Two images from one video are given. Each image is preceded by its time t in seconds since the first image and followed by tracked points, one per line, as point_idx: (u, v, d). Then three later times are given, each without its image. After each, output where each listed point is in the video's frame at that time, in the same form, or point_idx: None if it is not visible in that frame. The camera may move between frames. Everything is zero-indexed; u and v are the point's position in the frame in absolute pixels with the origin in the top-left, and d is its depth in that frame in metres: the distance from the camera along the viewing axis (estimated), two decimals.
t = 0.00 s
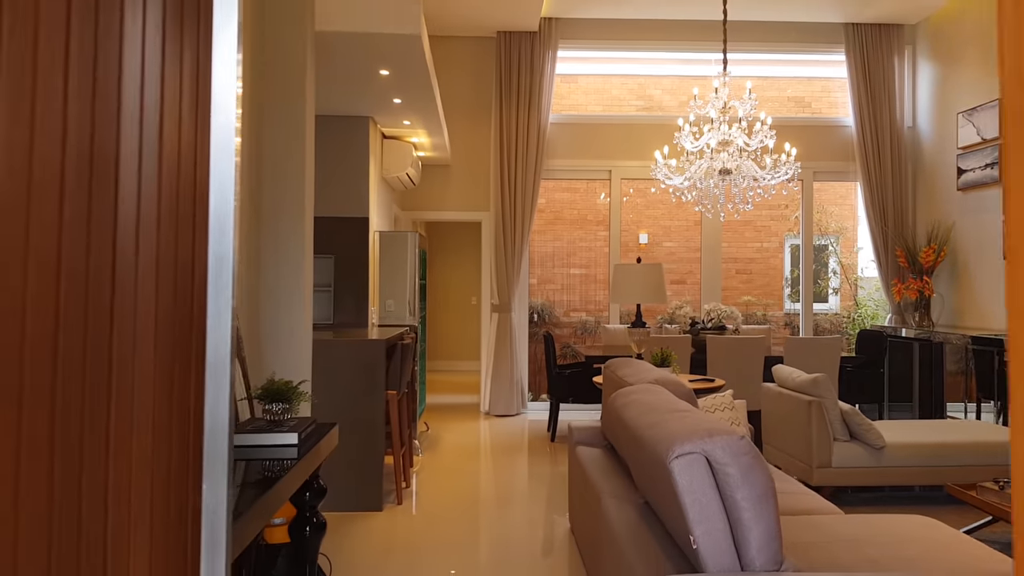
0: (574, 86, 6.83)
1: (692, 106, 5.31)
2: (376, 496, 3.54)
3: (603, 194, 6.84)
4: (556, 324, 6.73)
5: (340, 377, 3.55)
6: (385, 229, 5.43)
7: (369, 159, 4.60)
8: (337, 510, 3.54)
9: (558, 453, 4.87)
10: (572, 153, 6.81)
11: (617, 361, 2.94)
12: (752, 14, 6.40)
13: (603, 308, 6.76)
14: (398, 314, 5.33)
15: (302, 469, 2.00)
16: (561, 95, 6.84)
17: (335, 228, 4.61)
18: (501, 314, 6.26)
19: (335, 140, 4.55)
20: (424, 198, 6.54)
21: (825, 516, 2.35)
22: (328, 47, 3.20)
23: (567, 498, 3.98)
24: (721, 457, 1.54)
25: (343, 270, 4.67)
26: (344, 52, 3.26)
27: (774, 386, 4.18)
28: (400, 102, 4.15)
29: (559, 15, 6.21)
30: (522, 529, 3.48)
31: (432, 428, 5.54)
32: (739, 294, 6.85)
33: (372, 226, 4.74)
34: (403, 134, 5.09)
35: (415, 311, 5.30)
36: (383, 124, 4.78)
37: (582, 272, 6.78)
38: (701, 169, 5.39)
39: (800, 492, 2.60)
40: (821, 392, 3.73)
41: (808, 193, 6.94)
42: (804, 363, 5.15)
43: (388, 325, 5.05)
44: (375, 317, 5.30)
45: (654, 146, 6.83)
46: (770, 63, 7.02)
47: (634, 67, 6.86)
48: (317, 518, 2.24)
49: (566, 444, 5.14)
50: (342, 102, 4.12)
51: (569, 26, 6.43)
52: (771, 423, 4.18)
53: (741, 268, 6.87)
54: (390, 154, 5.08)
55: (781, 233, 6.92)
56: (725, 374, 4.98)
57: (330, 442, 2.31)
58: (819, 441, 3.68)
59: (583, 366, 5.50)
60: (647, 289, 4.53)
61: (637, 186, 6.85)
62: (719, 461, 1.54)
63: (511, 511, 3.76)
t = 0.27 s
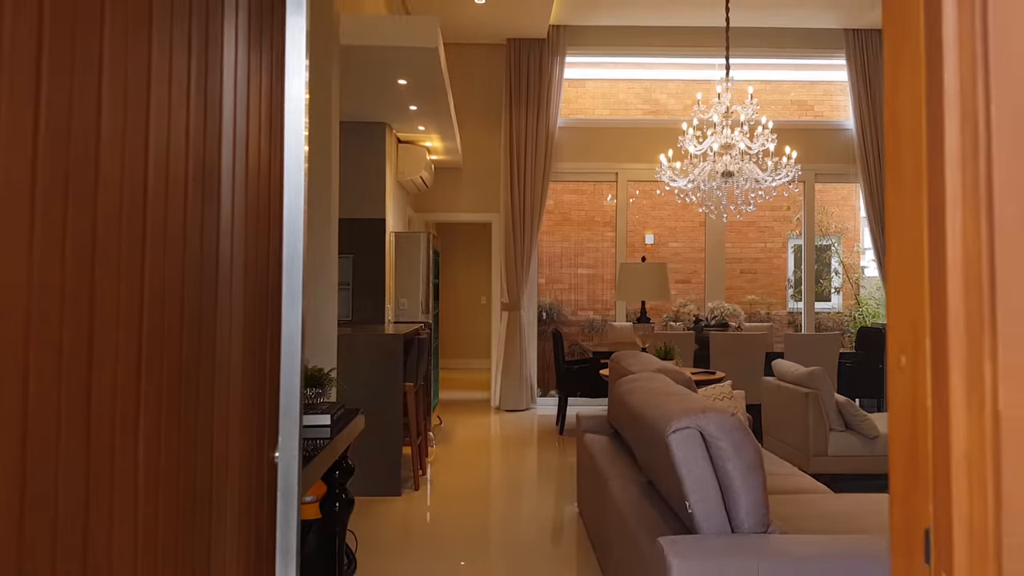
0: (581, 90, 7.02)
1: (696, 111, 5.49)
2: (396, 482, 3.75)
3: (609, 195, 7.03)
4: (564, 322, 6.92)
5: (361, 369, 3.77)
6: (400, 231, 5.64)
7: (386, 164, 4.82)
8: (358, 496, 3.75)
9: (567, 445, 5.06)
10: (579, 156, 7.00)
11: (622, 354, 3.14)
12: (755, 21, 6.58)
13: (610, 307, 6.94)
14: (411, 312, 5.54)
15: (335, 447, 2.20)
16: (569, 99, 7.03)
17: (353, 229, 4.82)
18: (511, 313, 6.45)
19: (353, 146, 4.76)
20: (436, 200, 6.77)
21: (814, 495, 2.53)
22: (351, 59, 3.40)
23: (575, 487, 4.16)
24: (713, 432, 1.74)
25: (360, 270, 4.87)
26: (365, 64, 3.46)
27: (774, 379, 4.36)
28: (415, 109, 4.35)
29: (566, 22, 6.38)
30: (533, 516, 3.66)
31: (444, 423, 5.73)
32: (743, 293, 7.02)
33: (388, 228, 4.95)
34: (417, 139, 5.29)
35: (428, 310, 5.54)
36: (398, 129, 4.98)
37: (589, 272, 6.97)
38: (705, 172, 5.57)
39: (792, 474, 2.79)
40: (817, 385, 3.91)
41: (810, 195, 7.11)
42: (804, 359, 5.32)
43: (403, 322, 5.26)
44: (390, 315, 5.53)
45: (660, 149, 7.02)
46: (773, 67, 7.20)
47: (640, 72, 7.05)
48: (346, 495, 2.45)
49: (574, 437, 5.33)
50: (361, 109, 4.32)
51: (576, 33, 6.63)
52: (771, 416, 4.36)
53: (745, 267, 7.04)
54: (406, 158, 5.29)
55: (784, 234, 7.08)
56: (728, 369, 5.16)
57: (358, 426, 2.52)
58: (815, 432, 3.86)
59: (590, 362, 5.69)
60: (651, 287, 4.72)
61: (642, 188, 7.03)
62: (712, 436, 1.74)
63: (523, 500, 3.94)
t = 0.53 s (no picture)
0: (585, 96, 7.21)
1: (698, 117, 5.66)
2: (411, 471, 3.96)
3: (613, 198, 7.21)
4: (569, 322, 7.10)
5: (375, 366, 3.97)
6: (411, 233, 5.84)
7: (398, 169, 5.03)
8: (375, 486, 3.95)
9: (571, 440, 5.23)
10: (584, 160, 7.20)
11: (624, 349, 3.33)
12: (756, 29, 6.75)
13: (614, 307, 7.12)
14: (421, 311, 5.75)
15: (358, 434, 2.40)
16: (574, 104, 7.22)
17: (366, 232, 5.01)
18: (518, 315, 6.63)
19: (367, 152, 4.99)
20: (445, 204, 7.00)
21: (804, 480, 2.71)
22: (369, 72, 3.60)
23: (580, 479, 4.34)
24: (706, 418, 1.92)
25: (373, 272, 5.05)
26: (382, 76, 3.66)
27: (772, 376, 4.54)
28: (427, 116, 4.53)
29: (570, 31, 6.51)
30: (540, 507, 3.83)
31: (453, 418, 5.92)
32: (745, 294, 7.19)
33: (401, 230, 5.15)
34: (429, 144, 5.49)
35: (438, 311, 5.75)
36: (409, 135, 5.17)
37: (594, 273, 7.15)
38: (706, 175, 5.75)
39: (784, 461, 2.97)
40: (811, 380, 4.09)
41: (810, 198, 7.28)
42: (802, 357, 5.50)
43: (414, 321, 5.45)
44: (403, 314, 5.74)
45: (662, 153, 7.21)
46: (774, 73, 7.37)
47: (643, 78, 7.24)
48: (367, 480, 2.64)
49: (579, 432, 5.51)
50: (375, 117, 4.52)
51: (581, 40, 6.81)
52: (769, 411, 4.54)
53: (747, 269, 7.21)
54: (417, 162, 5.49)
55: (785, 236, 7.22)
56: (728, 367, 5.34)
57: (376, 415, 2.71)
58: (810, 425, 4.04)
59: (595, 360, 5.88)
60: (653, 287, 4.91)
61: (646, 191, 7.21)
62: (704, 421, 1.92)
63: (532, 492, 4.12)
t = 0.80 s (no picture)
0: (587, 96, 7.39)
1: (695, 118, 5.83)
2: (418, 455, 4.24)
3: (614, 197, 7.39)
4: (570, 317, 7.28)
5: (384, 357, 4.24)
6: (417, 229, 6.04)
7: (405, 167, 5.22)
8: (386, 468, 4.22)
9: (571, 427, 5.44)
10: (584, 159, 7.39)
11: (621, 338, 3.53)
12: (754, 31, 6.91)
13: (614, 303, 7.31)
14: (427, 305, 5.93)
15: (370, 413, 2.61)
16: (575, 105, 7.40)
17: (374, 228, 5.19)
18: (521, 308, 6.80)
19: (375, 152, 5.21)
20: (450, 202, 7.21)
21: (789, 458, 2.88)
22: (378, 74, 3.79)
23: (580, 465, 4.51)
24: (692, 392, 2.10)
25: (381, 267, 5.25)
26: (390, 78, 3.85)
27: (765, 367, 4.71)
28: (433, 117, 4.72)
29: (572, 33, 6.68)
30: (541, 492, 4.02)
31: (457, 410, 6.10)
32: (742, 291, 7.35)
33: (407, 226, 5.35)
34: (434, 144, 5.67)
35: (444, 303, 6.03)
36: (416, 135, 5.38)
37: (595, 270, 7.33)
38: (702, 174, 5.93)
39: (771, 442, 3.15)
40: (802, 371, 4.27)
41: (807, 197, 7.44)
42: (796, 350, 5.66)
43: (420, 313, 5.66)
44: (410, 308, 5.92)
45: (662, 152, 7.39)
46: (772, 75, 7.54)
47: (643, 80, 7.41)
48: (378, 456, 2.85)
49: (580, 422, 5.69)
50: (383, 118, 4.70)
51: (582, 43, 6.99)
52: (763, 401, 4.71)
53: (745, 266, 7.37)
54: (423, 162, 5.68)
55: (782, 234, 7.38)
56: (724, 360, 5.51)
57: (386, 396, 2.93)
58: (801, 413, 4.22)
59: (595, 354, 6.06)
60: (650, 282, 5.08)
61: (646, 190, 7.38)
62: (690, 395, 2.11)
63: (534, 474, 4.35)
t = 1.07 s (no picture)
0: (583, 101, 7.66)
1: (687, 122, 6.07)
2: (419, 441, 4.51)
3: (610, 199, 7.62)
4: (568, 314, 7.52)
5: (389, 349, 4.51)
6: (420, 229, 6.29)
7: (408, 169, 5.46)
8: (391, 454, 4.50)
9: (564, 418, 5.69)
10: (581, 161, 7.65)
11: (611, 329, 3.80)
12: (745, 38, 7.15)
13: (610, 300, 7.57)
14: (428, 302, 6.19)
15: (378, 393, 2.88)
16: (572, 109, 7.65)
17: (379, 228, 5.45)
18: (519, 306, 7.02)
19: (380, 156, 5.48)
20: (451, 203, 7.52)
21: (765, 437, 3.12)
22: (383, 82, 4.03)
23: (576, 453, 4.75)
24: (670, 373, 2.34)
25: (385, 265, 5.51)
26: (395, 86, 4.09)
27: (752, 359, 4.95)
28: (435, 122, 4.96)
29: (569, 40, 6.91)
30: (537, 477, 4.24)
31: (459, 404, 6.34)
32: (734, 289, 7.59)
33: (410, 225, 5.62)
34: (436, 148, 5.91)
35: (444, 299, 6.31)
36: (419, 139, 5.62)
37: (591, 269, 7.57)
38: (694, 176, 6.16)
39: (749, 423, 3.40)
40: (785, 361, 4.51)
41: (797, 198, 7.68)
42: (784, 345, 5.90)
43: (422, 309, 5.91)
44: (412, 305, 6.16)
45: (656, 155, 7.64)
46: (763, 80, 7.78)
47: (638, 85, 7.66)
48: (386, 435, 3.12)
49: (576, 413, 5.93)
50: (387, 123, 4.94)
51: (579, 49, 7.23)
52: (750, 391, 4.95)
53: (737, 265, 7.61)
54: (425, 164, 5.93)
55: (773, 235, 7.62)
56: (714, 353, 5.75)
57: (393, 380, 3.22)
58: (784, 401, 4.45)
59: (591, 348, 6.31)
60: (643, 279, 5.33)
61: (641, 192, 7.63)
62: (668, 375, 2.34)
63: (531, 461, 4.58)
